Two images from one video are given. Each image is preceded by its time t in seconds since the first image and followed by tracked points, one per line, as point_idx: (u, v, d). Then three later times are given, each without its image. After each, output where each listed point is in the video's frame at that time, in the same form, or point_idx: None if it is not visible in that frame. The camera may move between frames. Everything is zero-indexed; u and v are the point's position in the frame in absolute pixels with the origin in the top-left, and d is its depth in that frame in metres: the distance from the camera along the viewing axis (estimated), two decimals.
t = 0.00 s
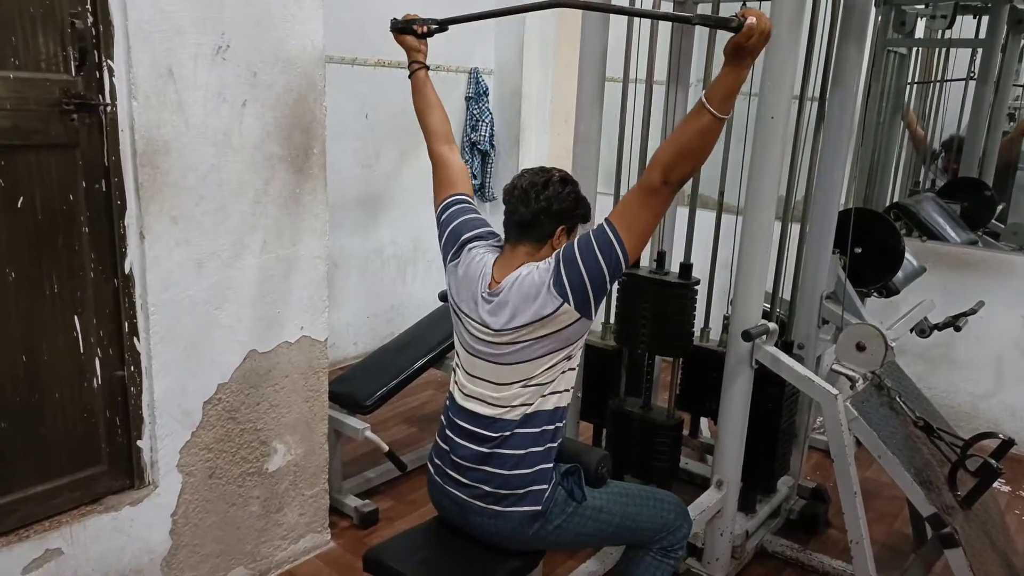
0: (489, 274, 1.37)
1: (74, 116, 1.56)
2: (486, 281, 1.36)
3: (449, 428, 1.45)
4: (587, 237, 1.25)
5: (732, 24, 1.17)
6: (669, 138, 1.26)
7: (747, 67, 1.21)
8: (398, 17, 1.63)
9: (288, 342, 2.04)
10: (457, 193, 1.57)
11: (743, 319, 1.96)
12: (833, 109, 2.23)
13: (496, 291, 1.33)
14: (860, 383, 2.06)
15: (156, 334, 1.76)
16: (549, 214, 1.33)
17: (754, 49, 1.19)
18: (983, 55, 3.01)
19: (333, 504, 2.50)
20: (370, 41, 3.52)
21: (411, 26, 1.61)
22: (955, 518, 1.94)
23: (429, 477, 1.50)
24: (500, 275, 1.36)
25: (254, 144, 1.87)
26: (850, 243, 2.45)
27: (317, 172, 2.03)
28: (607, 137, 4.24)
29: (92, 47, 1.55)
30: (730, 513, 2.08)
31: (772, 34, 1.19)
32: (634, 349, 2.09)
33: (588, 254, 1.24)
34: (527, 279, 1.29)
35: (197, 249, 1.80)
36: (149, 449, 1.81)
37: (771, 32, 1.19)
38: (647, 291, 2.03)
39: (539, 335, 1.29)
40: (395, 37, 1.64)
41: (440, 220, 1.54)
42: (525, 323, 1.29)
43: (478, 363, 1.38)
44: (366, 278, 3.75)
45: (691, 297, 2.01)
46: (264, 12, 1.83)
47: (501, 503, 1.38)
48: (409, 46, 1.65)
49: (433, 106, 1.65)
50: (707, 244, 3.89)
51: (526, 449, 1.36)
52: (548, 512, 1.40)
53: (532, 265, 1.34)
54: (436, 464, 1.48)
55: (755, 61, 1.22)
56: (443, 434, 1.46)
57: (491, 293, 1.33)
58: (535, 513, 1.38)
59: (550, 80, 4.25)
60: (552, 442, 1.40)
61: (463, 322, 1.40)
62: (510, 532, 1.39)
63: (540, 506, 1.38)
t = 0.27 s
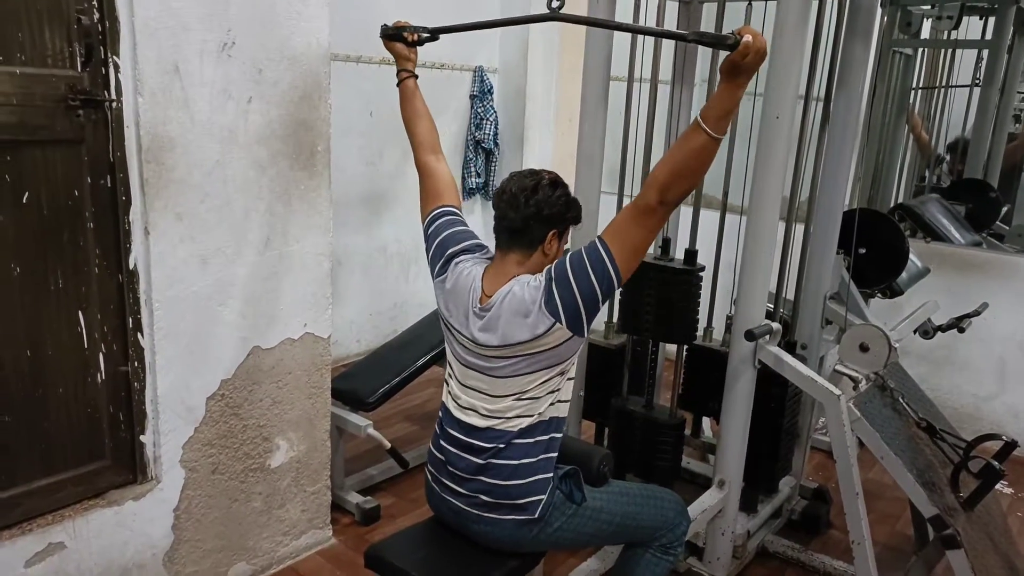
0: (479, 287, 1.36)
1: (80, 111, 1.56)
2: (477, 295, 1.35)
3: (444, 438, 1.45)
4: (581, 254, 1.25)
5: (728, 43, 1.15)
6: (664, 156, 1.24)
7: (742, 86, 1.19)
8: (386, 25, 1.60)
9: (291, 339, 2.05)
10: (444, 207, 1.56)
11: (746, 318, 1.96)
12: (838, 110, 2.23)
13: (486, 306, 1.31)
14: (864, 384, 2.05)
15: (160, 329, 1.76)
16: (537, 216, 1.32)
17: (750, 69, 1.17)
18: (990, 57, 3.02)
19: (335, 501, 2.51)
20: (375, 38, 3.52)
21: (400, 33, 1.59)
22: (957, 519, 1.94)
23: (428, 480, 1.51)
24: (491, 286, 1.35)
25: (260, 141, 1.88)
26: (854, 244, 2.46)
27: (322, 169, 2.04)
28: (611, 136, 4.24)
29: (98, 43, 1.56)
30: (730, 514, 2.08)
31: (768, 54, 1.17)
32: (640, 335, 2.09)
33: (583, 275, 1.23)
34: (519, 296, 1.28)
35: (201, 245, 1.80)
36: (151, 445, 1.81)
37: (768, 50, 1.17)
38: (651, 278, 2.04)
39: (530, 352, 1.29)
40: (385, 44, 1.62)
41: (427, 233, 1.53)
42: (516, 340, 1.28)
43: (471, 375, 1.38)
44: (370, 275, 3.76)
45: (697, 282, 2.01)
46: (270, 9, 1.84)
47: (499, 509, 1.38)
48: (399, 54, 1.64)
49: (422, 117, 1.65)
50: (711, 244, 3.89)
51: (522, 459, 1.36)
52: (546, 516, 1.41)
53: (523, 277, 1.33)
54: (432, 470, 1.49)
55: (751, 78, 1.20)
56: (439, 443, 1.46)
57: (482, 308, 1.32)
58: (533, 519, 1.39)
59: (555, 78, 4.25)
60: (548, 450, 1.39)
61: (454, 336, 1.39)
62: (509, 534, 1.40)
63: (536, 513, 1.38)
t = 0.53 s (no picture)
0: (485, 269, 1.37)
1: (75, 102, 1.55)
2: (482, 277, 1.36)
3: (447, 422, 1.44)
4: (585, 230, 1.26)
5: (732, 19, 1.16)
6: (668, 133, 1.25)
7: (746, 64, 1.21)
8: (391, 9, 1.64)
9: (289, 331, 2.04)
10: (454, 187, 1.58)
11: (743, 310, 1.96)
12: (835, 102, 2.22)
13: (492, 286, 1.32)
14: (861, 374, 2.05)
15: (157, 321, 1.76)
16: (530, 205, 1.30)
17: (754, 45, 1.19)
18: (988, 48, 3.01)
19: (333, 493, 2.51)
20: (372, 30, 3.51)
21: (406, 16, 1.62)
22: (954, 510, 1.95)
23: (427, 467, 1.50)
24: (495, 272, 1.36)
25: (256, 132, 1.87)
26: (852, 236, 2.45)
27: (319, 161, 2.03)
28: (609, 128, 4.24)
29: (92, 33, 1.55)
30: (728, 505, 2.08)
31: (772, 31, 1.19)
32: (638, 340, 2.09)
33: (586, 248, 1.24)
34: (523, 273, 1.29)
35: (197, 237, 1.80)
36: (149, 437, 1.81)
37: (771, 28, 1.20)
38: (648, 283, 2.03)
39: (533, 331, 1.30)
40: (391, 28, 1.66)
41: (438, 213, 1.56)
42: (519, 318, 1.29)
43: (476, 358, 1.38)
44: (367, 268, 3.75)
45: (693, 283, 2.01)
46: None
47: (500, 494, 1.38)
48: (404, 38, 1.67)
49: (429, 98, 1.67)
50: (708, 236, 3.88)
51: (524, 442, 1.36)
52: (546, 505, 1.41)
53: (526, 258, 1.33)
54: (432, 456, 1.48)
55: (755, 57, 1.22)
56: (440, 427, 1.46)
57: (488, 289, 1.33)
58: (533, 506, 1.39)
59: (552, 70, 4.24)
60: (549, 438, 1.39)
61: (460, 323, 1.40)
62: (508, 523, 1.40)
63: (537, 499, 1.39)
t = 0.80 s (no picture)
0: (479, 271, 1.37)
1: (76, 102, 1.55)
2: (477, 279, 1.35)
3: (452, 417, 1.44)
4: (583, 228, 1.25)
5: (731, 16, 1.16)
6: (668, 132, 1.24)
7: (744, 61, 1.21)
8: (392, 6, 1.64)
9: (288, 332, 2.04)
10: (447, 187, 1.58)
11: (743, 313, 1.95)
12: (836, 105, 2.22)
13: (489, 288, 1.32)
14: (860, 378, 2.05)
15: (157, 322, 1.75)
16: (511, 204, 1.28)
17: (753, 44, 1.19)
18: (989, 51, 3.02)
19: (332, 494, 2.50)
20: (373, 30, 3.51)
21: (405, 13, 1.61)
22: (954, 514, 1.95)
23: (431, 460, 1.51)
24: (490, 271, 1.35)
25: (256, 133, 1.86)
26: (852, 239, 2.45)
27: (319, 162, 2.02)
28: (609, 130, 4.23)
29: (93, 33, 1.55)
30: (728, 508, 2.08)
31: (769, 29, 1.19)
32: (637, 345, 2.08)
33: (584, 248, 1.23)
34: (520, 274, 1.28)
35: (197, 237, 1.80)
36: (148, 438, 1.81)
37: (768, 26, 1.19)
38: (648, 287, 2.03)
39: (533, 332, 1.29)
40: (390, 26, 1.66)
41: (433, 214, 1.56)
42: (517, 318, 1.29)
43: (475, 357, 1.38)
44: (367, 269, 3.75)
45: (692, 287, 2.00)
46: (266, 0, 1.82)
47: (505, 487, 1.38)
48: (403, 35, 1.68)
49: (426, 98, 1.67)
50: (708, 239, 3.88)
51: (529, 437, 1.36)
52: (548, 499, 1.40)
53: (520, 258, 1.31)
54: (437, 447, 1.48)
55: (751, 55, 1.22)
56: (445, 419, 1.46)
57: (484, 292, 1.33)
58: (536, 498, 1.38)
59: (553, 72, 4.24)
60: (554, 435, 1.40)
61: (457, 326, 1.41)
62: (511, 516, 1.39)
63: (541, 492, 1.38)
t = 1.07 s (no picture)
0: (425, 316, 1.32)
1: (72, 107, 1.55)
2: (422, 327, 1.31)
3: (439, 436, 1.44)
4: (530, 310, 1.17)
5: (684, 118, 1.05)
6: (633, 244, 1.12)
7: (700, 155, 1.10)
8: (344, 75, 1.57)
9: (286, 336, 2.04)
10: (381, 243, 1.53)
11: (741, 315, 1.96)
12: (833, 108, 2.23)
13: (433, 341, 1.28)
14: (858, 380, 2.05)
15: (154, 326, 1.75)
16: (455, 238, 1.23)
17: (709, 140, 1.08)
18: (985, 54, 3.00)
19: (330, 498, 2.50)
20: (371, 34, 3.51)
21: (358, 81, 1.55)
22: (951, 516, 1.95)
23: (425, 469, 1.51)
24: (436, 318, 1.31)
25: (254, 137, 1.87)
26: (849, 241, 2.45)
27: (316, 166, 2.03)
28: (607, 133, 4.24)
29: (91, 38, 1.55)
30: (726, 510, 2.08)
31: (722, 122, 1.08)
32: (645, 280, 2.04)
33: (531, 329, 1.17)
34: (461, 336, 1.23)
35: (194, 242, 1.80)
36: (145, 443, 1.81)
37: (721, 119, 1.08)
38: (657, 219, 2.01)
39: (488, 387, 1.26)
40: (342, 94, 1.57)
41: (368, 270, 1.50)
42: (466, 375, 1.26)
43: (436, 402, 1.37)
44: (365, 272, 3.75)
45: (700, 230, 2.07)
46: (264, 4, 1.83)
47: (499, 500, 1.39)
48: (356, 105, 1.57)
49: (365, 173, 1.57)
50: (706, 241, 3.89)
51: (519, 455, 1.37)
52: (543, 507, 1.42)
53: (464, 304, 1.27)
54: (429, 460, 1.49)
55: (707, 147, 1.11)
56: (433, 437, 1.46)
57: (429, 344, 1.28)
58: (529, 509, 1.40)
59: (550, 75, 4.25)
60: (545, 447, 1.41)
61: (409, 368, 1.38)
62: (507, 524, 1.40)
63: (534, 504, 1.40)
